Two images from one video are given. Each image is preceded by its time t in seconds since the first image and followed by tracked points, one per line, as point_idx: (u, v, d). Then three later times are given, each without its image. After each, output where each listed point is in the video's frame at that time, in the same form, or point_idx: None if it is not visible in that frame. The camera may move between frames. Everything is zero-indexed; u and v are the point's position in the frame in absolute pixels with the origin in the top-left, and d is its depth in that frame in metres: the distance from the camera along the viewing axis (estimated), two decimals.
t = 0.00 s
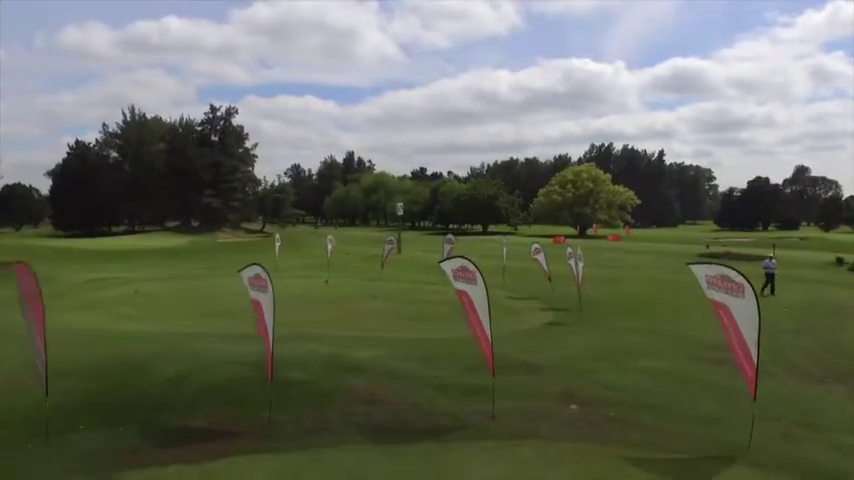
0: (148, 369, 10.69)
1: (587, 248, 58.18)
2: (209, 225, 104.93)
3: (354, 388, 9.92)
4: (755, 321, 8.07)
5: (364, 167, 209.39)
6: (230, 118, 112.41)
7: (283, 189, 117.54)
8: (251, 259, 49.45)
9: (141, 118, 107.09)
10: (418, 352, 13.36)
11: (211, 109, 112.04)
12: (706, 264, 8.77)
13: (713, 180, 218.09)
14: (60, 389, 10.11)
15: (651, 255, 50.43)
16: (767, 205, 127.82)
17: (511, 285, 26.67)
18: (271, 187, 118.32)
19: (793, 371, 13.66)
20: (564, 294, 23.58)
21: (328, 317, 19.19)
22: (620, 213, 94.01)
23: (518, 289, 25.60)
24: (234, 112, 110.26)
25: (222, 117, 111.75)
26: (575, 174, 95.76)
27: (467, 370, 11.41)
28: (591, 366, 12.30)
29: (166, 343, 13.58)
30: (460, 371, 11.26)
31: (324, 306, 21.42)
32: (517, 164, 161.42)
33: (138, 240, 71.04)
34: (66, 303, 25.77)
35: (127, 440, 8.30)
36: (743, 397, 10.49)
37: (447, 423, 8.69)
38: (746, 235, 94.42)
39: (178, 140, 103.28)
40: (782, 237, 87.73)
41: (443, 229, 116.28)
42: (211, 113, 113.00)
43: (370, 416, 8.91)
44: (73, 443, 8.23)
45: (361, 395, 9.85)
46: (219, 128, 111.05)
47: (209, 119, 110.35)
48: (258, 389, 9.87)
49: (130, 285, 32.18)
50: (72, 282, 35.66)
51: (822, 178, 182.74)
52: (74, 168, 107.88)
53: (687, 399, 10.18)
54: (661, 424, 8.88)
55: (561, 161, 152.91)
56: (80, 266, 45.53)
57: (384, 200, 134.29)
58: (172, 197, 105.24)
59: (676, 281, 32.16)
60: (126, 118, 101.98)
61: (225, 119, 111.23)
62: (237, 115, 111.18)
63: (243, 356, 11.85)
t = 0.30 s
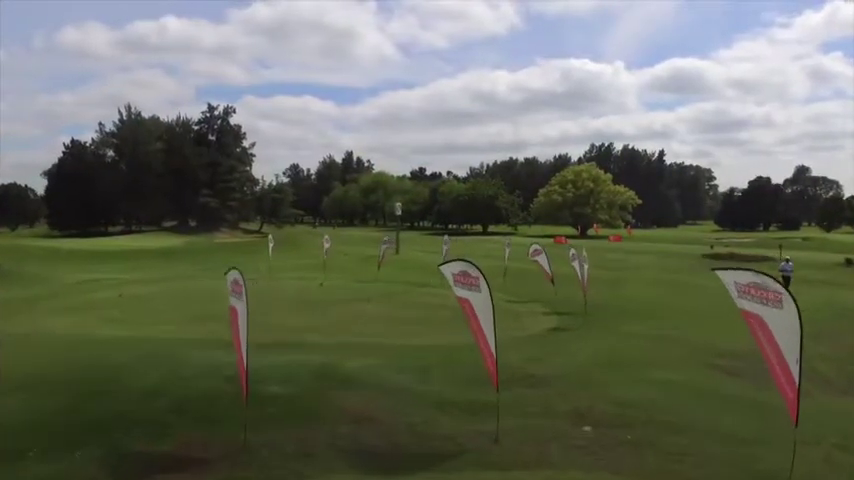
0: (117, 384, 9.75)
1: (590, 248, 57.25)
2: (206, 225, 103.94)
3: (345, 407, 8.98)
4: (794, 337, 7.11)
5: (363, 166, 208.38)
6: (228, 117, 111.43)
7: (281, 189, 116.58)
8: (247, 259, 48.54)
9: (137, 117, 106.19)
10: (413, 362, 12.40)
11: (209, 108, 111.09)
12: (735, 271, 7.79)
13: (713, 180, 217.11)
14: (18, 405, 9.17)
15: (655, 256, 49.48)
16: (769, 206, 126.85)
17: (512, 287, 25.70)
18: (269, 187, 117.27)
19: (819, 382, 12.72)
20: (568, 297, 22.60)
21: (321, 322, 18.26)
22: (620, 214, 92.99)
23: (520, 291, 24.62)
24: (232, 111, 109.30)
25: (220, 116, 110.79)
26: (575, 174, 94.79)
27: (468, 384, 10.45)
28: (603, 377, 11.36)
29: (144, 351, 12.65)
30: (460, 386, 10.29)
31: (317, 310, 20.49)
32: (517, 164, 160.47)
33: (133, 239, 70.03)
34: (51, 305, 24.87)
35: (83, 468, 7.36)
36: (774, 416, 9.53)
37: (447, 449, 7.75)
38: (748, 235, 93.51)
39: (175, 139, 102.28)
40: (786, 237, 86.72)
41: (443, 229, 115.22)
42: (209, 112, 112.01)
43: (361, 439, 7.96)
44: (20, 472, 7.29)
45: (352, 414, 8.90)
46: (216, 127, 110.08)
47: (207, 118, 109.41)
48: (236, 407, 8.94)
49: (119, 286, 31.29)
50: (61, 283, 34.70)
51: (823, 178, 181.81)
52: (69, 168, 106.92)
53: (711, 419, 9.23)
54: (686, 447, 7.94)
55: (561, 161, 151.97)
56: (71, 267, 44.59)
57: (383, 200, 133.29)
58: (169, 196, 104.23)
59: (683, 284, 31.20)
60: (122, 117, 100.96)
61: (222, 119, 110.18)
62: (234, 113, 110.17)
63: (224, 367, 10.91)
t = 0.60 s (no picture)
0: (74, 408, 8.89)
1: (587, 249, 56.44)
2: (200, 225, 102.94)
3: (325, 433, 8.13)
4: (838, 355, 6.27)
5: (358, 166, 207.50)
6: (222, 116, 110.46)
7: (276, 189, 115.70)
8: (239, 260, 47.73)
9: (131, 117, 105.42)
10: (402, 373, 11.60)
11: (203, 107, 110.11)
12: (758, 282, 6.95)
13: (708, 180, 216.63)
14: None
15: (653, 257, 48.63)
16: (766, 205, 126.14)
17: (508, 291, 24.88)
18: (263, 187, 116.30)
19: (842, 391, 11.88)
20: (567, 302, 21.80)
21: (308, 328, 17.41)
22: (618, 214, 92.18)
23: (517, 295, 23.76)
24: (226, 110, 108.36)
25: (214, 115, 109.82)
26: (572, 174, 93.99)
27: (461, 402, 9.59)
28: (609, 393, 10.51)
29: (111, 367, 11.81)
30: (453, 406, 9.44)
31: (305, 315, 19.64)
32: (513, 164, 159.66)
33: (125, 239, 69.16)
34: (30, 310, 23.97)
35: None
36: (803, 439, 8.66)
37: None
38: (745, 236, 92.86)
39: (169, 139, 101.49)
40: (785, 238, 85.95)
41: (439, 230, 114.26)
42: (203, 110, 111.03)
43: (343, 472, 7.08)
44: None
45: (334, 441, 8.04)
46: (210, 127, 109.18)
47: (201, 118, 108.47)
48: (203, 432, 8.09)
49: (104, 289, 30.45)
50: (45, 285, 33.81)
51: (820, 178, 181.31)
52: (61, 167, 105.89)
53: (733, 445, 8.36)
54: None
55: (556, 161, 151.15)
56: (58, 268, 43.75)
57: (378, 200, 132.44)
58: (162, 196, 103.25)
59: (684, 287, 30.32)
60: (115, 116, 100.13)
61: (216, 118, 109.26)
62: (229, 113, 109.27)
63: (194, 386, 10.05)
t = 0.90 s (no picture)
0: (27, 435, 8.14)
1: (585, 250, 55.44)
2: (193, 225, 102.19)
3: (303, 461, 7.30)
4: None
5: (354, 166, 206.50)
6: (217, 115, 109.65)
7: (271, 189, 114.73)
8: (229, 262, 46.72)
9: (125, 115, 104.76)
10: (394, 389, 10.75)
11: (197, 106, 109.31)
12: (794, 296, 6.09)
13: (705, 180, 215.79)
14: None
15: (652, 258, 47.66)
16: (764, 206, 125.38)
17: (505, 296, 23.99)
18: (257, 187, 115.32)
19: None
20: (567, 307, 20.91)
21: (297, 335, 16.57)
22: (615, 214, 91.34)
23: (516, 299, 22.90)
24: (221, 109, 107.54)
25: (209, 114, 109.01)
26: (569, 173, 93.20)
27: (457, 423, 8.74)
28: (617, 412, 9.66)
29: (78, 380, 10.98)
30: (447, 426, 8.57)
31: (293, 321, 18.70)
32: (509, 165, 158.75)
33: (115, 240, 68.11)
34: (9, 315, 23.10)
35: None
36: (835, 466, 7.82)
37: None
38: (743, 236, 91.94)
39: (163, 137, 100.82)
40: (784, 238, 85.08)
41: (436, 229, 113.25)
42: (197, 109, 110.23)
43: None
44: None
45: (314, 469, 7.16)
46: (205, 126, 108.37)
47: (195, 117, 107.68)
48: (166, 463, 7.28)
49: (87, 293, 29.46)
50: (30, 288, 32.91)
51: (817, 179, 180.55)
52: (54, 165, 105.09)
53: (759, 472, 7.53)
54: None
55: (553, 161, 150.27)
56: (46, 270, 42.85)
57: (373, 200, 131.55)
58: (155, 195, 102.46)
59: (686, 291, 29.33)
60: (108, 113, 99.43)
61: (211, 117, 108.46)
62: (223, 112, 108.45)
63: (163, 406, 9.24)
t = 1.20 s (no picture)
0: None
1: (586, 251, 54.43)
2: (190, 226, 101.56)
3: None
4: None
5: (352, 166, 205.50)
6: (213, 115, 108.99)
7: (268, 188, 113.61)
8: (222, 264, 45.84)
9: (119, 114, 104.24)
10: (384, 411, 9.88)
11: (194, 106, 108.66)
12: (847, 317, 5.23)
13: (704, 181, 214.89)
14: None
15: (654, 259, 46.64)
16: (765, 206, 124.47)
17: (504, 298, 23.11)
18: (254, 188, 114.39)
19: None
20: (571, 311, 20.01)
21: (284, 344, 15.71)
22: (615, 214, 90.46)
23: (516, 304, 22.00)
24: (217, 109, 106.83)
25: (205, 114, 108.36)
26: (568, 173, 92.31)
27: (455, 452, 7.87)
28: (629, 435, 8.79)
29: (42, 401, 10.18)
30: (443, 457, 7.69)
31: (278, 327, 17.75)
32: (508, 165, 157.85)
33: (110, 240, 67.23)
34: None
35: None
36: None
37: None
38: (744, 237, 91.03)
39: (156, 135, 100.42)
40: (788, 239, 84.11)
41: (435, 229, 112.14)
42: (194, 109, 109.54)
43: None
44: None
45: None
46: (201, 126, 107.71)
47: (192, 117, 107.03)
48: None
49: (72, 298, 28.56)
50: (15, 291, 32.02)
51: (817, 179, 179.64)
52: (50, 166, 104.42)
53: None
54: None
55: (552, 161, 149.38)
56: (35, 273, 41.97)
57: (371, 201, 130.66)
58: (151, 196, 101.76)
59: (691, 294, 28.35)
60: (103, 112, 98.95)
61: (208, 117, 107.79)
62: (220, 111, 107.77)
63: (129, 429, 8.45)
